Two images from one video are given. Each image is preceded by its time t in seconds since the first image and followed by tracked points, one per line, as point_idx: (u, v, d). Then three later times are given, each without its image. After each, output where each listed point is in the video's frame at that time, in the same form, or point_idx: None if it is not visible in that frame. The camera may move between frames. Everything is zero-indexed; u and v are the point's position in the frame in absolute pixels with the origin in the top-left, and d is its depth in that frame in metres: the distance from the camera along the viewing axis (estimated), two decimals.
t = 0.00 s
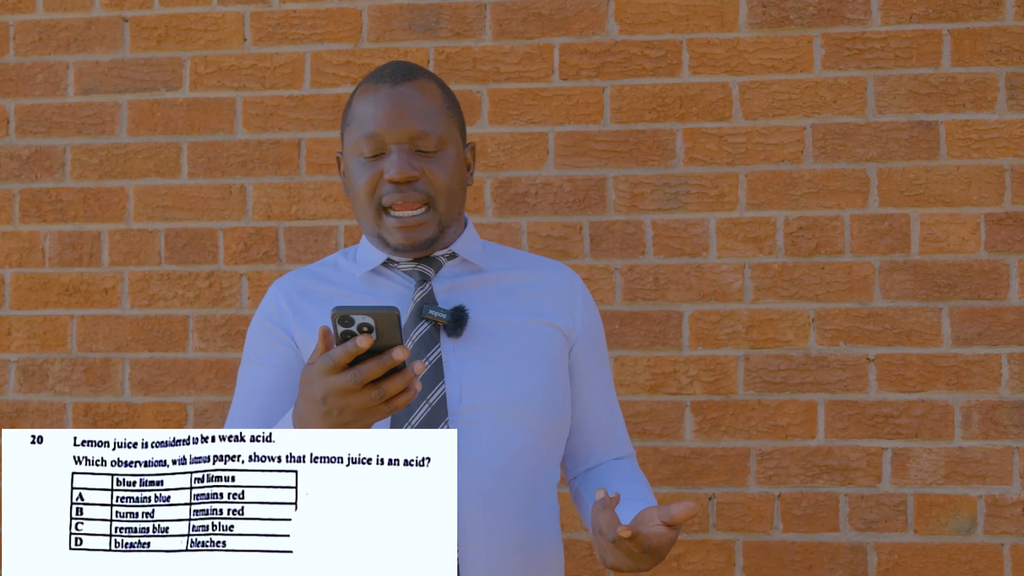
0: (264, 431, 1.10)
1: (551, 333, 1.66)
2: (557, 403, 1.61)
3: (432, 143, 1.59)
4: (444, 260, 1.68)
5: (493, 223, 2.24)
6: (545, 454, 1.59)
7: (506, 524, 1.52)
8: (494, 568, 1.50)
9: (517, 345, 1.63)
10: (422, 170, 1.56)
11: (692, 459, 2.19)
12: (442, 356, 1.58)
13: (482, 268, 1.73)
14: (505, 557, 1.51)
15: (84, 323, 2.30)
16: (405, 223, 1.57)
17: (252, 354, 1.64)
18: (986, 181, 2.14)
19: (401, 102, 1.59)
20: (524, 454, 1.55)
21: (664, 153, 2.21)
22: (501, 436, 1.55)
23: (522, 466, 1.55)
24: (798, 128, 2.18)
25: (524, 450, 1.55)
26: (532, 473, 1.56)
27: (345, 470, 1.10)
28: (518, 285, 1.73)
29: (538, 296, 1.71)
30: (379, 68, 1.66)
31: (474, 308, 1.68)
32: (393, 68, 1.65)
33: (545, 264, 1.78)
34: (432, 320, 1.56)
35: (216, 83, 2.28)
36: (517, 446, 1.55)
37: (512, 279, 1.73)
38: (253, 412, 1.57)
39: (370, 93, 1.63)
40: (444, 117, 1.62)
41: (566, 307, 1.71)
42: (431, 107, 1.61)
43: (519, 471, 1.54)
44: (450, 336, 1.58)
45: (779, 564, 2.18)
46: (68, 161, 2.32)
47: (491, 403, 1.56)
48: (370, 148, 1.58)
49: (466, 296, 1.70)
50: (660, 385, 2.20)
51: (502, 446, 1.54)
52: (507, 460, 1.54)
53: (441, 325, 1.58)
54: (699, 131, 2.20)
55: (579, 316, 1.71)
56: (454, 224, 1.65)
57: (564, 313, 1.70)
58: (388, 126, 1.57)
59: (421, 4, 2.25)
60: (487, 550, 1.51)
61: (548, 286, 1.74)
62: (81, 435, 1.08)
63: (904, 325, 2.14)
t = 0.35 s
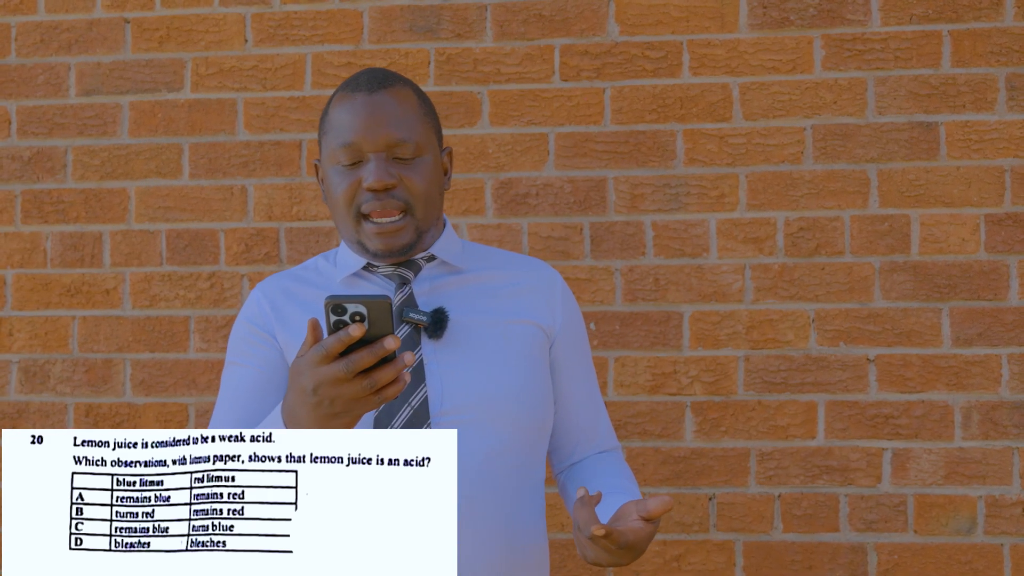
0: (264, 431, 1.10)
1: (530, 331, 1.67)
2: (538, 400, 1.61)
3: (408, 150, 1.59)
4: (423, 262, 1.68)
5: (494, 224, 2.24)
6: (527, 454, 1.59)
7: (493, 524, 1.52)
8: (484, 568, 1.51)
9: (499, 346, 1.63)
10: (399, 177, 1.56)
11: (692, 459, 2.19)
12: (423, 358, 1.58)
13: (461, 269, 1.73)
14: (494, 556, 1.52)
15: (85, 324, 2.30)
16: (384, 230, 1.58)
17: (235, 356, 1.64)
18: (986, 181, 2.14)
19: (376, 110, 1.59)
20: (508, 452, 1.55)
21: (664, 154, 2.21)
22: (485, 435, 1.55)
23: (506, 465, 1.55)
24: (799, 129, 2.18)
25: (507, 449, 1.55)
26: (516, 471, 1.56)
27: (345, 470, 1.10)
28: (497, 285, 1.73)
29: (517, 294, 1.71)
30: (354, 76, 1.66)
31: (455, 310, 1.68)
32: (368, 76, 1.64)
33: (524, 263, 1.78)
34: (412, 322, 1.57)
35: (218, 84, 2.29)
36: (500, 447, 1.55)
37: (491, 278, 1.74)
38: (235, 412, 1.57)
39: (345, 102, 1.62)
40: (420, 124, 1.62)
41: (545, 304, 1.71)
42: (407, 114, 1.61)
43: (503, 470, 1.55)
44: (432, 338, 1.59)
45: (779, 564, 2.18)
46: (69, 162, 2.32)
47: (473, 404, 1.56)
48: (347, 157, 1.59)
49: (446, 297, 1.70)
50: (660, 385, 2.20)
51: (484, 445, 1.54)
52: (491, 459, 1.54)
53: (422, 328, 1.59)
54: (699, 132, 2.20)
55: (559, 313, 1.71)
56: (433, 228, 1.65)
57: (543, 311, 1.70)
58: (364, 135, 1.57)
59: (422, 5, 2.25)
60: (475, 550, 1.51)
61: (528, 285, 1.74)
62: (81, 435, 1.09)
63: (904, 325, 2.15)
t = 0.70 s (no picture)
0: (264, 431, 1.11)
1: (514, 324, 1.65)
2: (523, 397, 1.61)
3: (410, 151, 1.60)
4: (412, 264, 1.69)
5: (491, 224, 2.24)
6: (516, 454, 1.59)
7: (484, 522, 1.53)
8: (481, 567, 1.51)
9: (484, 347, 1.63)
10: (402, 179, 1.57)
11: (690, 459, 2.20)
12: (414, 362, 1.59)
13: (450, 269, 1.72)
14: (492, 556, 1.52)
15: (84, 324, 2.31)
16: (386, 232, 1.58)
17: (231, 369, 1.66)
18: (983, 182, 2.15)
19: (377, 112, 1.59)
20: (497, 452, 1.57)
21: (662, 154, 2.21)
22: (473, 436, 1.57)
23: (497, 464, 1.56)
24: (796, 130, 2.19)
25: (496, 449, 1.56)
26: (506, 470, 1.57)
27: (345, 470, 1.11)
28: (485, 282, 1.73)
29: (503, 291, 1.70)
30: (352, 79, 1.66)
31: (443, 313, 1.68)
32: (367, 79, 1.65)
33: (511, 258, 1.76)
34: (402, 326, 1.57)
35: (216, 85, 2.29)
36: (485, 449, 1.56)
37: (479, 277, 1.73)
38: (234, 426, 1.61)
39: (344, 104, 1.63)
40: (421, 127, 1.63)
41: (530, 295, 1.69)
42: (408, 117, 1.61)
43: (492, 470, 1.56)
44: (421, 342, 1.59)
45: (777, 564, 2.18)
46: (68, 163, 2.33)
47: (460, 404, 1.57)
48: (348, 159, 1.59)
49: (435, 299, 1.70)
50: (658, 385, 2.20)
51: (471, 445, 1.56)
52: (480, 459, 1.56)
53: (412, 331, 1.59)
54: (697, 133, 2.21)
55: (544, 302, 1.69)
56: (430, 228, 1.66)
57: (528, 306, 1.68)
58: (367, 136, 1.58)
59: (420, 6, 2.26)
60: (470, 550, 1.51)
61: (516, 280, 1.72)
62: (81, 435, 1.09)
63: (901, 325, 2.15)
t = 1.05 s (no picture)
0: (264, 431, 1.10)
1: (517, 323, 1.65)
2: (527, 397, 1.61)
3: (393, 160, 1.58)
4: (418, 266, 1.70)
5: (491, 224, 2.25)
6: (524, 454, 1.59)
7: (489, 521, 1.54)
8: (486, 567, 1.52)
9: (489, 348, 1.64)
10: (383, 188, 1.57)
11: (689, 459, 2.20)
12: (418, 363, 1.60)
13: (458, 269, 1.73)
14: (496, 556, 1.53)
15: (83, 324, 2.31)
16: (375, 242, 1.59)
17: (253, 379, 1.74)
18: (982, 182, 2.15)
19: (355, 124, 1.58)
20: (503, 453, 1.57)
21: (661, 155, 2.22)
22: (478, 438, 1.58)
23: (502, 463, 1.56)
24: (795, 130, 2.19)
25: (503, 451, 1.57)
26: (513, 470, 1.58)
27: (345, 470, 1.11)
28: (492, 281, 1.73)
29: (510, 289, 1.70)
30: (334, 90, 1.65)
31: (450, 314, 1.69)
32: (344, 91, 1.64)
33: (521, 257, 1.76)
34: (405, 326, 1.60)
35: (216, 85, 2.29)
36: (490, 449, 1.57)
37: (488, 276, 1.74)
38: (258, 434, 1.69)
39: (327, 117, 1.62)
40: (405, 132, 1.61)
41: (536, 293, 1.68)
42: (386, 125, 1.59)
43: (499, 470, 1.57)
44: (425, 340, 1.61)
45: (776, 564, 2.19)
46: (67, 163, 2.33)
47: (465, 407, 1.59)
48: (331, 173, 1.59)
49: (442, 300, 1.71)
50: (657, 385, 2.21)
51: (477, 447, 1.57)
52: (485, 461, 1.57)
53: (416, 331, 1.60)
54: (696, 133, 2.21)
55: (550, 299, 1.68)
56: (423, 232, 1.65)
57: (534, 304, 1.67)
58: (346, 149, 1.57)
59: (420, 6, 2.26)
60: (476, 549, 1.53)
61: (524, 279, 1.71)
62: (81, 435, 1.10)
63: (900, 326, 2.15)
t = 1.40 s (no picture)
0: (265, 430, 1.11)
1: (521, 328, 1.65)
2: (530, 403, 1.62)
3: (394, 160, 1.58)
4: (420, 269, 1.68)
5: (491, 224, 2.25)
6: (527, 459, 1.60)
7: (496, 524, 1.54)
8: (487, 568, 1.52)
9: (492, 353, 1.64)
10: (383, 189, 1.56)
11: (688, 459, 2.20)
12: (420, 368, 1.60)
13: (460, 272, 1.72)
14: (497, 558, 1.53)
15: (83, 323, 2.31)
16: (373, 243, 1.58)
17: (259, 380, 1.75)
18: (981, 182, 2.15)
19: (360, 123, 1.58)
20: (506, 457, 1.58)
21: (661, 154, 2.22)
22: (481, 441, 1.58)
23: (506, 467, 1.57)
24: (794, 130, 2.19)
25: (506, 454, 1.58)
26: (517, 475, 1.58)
27: (345, 470, 1.12)
28: (494, 284, 1.72)
29: (513, 293, 1.70)
30: (338, 90, 1.65)
31: (453, 317, 1.69)
32: (350, 90, 1.64)
33: (523, 259, 1.75)
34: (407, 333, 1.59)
35: (215, 85, 2.29)
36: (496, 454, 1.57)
37: (490, 279, 1.73)
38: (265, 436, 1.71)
39: (331, 116, 1.62)
40: (408, 133, 1.61)
41: (539, 297, 1.68)
42: (390, 125, 1.59)
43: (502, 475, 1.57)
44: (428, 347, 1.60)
45: (775, 563, 2.19)
46: (67, 162, 2.33)
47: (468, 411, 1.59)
48: (333, 172, 1.59)
49: (444, 303, 1.71)
50: (656, 385, 2.21)
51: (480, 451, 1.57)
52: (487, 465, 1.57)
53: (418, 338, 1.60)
54: (695, 132, 2.21)
55: (554, 303, 1.68)
56: (424, 233, 1.64)
57: (537, 307, 1.67)
58: (348, 148, 1.57)
59: (419, 6, 2.26)
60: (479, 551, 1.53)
61: (526, 282, 1.71)
62: (81, 434, 1.11)
63: (899, 325, 2.16)
